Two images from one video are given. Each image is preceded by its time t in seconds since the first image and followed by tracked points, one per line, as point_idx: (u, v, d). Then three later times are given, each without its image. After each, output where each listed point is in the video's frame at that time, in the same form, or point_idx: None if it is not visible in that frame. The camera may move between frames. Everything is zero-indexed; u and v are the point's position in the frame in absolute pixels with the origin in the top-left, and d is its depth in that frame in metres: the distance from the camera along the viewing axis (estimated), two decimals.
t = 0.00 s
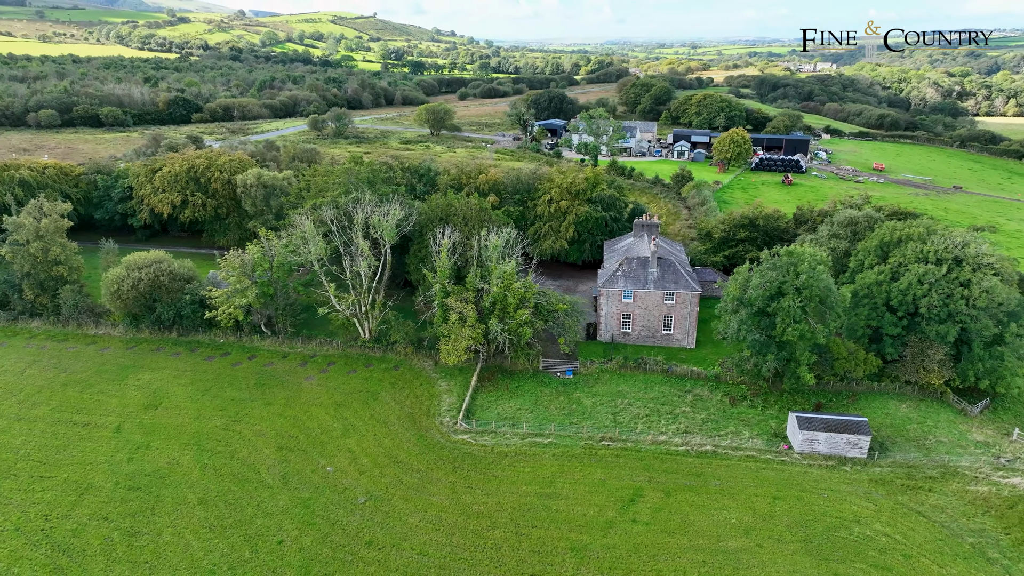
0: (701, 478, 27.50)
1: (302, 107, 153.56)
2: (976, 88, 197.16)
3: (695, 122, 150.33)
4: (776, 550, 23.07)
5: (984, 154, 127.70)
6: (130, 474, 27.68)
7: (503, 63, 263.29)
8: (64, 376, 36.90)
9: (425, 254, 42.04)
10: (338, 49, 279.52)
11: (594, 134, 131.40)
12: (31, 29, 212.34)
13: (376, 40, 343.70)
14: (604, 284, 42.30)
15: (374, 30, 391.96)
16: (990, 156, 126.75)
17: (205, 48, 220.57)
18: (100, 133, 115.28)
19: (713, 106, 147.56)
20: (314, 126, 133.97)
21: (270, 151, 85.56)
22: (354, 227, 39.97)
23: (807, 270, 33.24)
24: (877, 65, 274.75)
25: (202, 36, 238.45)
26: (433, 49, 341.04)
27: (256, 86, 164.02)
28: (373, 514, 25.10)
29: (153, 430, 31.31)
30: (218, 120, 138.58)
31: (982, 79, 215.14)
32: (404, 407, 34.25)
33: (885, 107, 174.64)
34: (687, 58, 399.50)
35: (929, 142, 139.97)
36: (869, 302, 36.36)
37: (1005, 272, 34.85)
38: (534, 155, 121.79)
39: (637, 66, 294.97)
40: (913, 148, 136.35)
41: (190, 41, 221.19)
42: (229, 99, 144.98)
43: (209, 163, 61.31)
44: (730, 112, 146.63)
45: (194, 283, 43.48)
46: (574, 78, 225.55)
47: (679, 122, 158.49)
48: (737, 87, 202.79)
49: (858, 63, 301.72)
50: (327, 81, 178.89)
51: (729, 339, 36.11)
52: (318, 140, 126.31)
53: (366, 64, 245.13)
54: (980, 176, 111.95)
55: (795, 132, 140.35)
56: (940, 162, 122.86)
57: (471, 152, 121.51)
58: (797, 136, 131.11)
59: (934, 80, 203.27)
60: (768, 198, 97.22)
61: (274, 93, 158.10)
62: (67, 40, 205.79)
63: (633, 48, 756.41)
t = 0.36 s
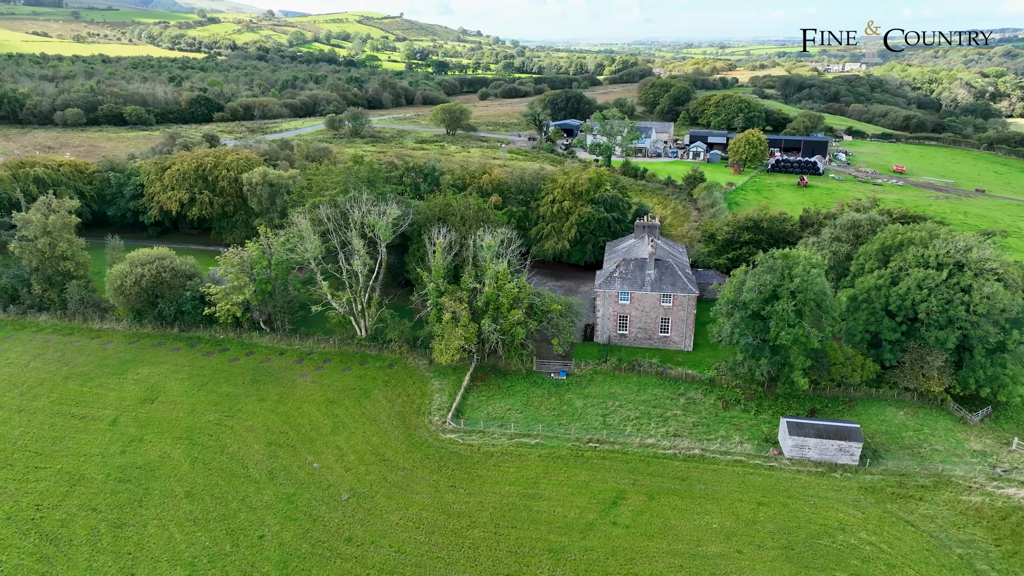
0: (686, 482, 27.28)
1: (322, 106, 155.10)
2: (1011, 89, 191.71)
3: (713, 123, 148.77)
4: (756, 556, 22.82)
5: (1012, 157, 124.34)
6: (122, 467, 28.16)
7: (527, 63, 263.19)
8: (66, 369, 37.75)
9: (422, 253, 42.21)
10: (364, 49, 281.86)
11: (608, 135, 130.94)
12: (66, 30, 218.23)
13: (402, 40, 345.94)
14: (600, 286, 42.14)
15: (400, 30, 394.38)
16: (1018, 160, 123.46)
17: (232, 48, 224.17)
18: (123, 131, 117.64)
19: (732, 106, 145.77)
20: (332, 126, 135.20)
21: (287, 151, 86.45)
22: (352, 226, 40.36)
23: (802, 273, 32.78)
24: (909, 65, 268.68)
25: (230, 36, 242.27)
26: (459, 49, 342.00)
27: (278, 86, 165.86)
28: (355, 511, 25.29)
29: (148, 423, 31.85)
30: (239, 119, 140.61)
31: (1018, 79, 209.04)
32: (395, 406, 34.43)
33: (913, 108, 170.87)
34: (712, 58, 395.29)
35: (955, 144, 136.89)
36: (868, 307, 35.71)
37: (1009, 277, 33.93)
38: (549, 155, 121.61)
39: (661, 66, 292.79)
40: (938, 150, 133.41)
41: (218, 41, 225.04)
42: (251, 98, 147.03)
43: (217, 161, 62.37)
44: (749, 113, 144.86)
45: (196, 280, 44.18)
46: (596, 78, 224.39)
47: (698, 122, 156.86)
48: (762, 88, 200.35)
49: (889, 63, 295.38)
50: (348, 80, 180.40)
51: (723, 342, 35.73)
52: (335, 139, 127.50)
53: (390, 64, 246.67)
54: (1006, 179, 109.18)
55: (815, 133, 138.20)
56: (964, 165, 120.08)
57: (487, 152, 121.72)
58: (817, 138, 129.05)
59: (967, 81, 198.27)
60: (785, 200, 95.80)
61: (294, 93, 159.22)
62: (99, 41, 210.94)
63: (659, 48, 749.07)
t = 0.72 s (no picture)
0: (671, 486, 27.08)
1: (341, 105, 156.62)
2: None
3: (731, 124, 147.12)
4: (735, 562, 22.61)
5: None
6: (114, 460, 28.59)
7: (551, 63, 262.68)
8: (68, 363, 38.53)
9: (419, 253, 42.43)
10: (389, 49, 284.00)
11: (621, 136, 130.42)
12: (99, 30, 223.66)
13: (427, 40, 347.80)
14: (597, 287, 42.01)
15: (425, 30, 396.03)
16: None
17: (258, 48, 227.62)
18: (145, 129, 119.74)
19: (751, 107, 144.11)
20: (348, 125, 136.28)
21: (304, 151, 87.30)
22: (348, 225, 40.63)
23: (796, 276, 32.34)
24: (941, 66, 262.56)
25: (256, 36, 245.63)
26: (483, 49, 342.42)
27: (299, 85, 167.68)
28: (338, 508, 25.47)
29: (143, 418, 32.34)
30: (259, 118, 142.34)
31: None
32: (386, 404, 34.64)
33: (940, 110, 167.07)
34: (738, 58, 390.81)
35: (981, 147, 133.86)
36: (866, 312, 35.09)
37: (1013, 283, 33.04)
38: (563, 156, 121.35)
39: (685, 66, 290.23)
40: (963, 153, 130.57)
41: (245, 41, 228.19)
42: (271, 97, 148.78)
43: (224, 160, 63.57)
44: (768, 114, 142.99)
45: (198, 277, 44.84)
46: (618, 79, 223.17)
47: (715, 123, 155.33)
48: (787, 88, 197.72)
49: (921, 63, 288.98)
50: (368, 80, 181.64)
51: (717, 346, 35.38)
52: (350, 139, 128.50)
53: (413, 64, 248.01)
54: None
55: (835, 135, 135.98)
56: (989, 168, 117.41)
57: (502, 152, 121.82)
58: (836, 140, 126.95)
59: (999, 82, 193.39)
60: (801, 202, 94.38)
61: (315, 92, 160.66)
62: (130, 41, 215.86)
63: (684, 48, 741.94)
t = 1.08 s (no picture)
0: (656, 489, 26.93)
1: (361, 105, 158.03)
2: None
3: (750, 125, 145.44)
4: (714, 567, 22.44)
5: None
6: (109, 451, 29.09)
7: (575, 63, 262.00)
8: (72, 356, 39.43)
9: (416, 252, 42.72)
10: (414, 49, 285.45)
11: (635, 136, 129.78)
12: (132, 30, 228.94)
13: (452, 40, 348.72)
14: (594, 288, 41.90)
15: (450, 30, 397.37)
16: None
17: (285, 47, 230.62)
18: (167, 128, 121.96)
19: (770, 109, 142.09)
20: (366, 125, 137.44)
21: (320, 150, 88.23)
22: (346, 225, 40.99)
23: (791, 280, 31.87)
24: (977, 66, 255.87)
25: (283, 36, 248.83)
26: (508, 49, 342.51)
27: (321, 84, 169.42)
28: (323, 504, 25.70)
29: (139, 411, 32.89)
30: (280, 118, 144.19)
31: None
32: (378, 402, 34.91)
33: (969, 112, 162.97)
34: (764, 58, 385.58)
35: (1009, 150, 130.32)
36: (864, 317, 34.51)
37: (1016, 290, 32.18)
38: (578, 156, 121.09)
39: (711, 66, 287.21)
40: (990, 156, 127.35)
41: (272, 42, 231.43)
42: (291, 97, 150.57)
43: (233, 158, 64.71)
44: (787, 116, 140.99)
45: (201, 274, 45.59)
46: (641, 79, 221.76)
47: (734, 124, 153.41)
48: (812, 90, 194.82)
49: (956, 64, 282.07)
50: (389, 80, 182.91)
51: (711, 349, 35.05)
52: (367, 138, 129.49)
53: (439, 64, 248.59)
54: None
55: (856, 137, 133.58)
56: (1015, 172, 114.36)
57: (517, 153, 121.92)
58: (857, 142, 124.49)
59: None
60: (818, 205, 92.88)
61: (336, 92, 161.88)
62: (160, 41, 220.45)
63: (711, 48, 732.41)
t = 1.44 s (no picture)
0: (641, 493, 26.79)
1: (379, 105, 159.27)
2: None
3: (768, 126, 143.70)
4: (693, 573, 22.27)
5: None
6: (105, 444, 29.53)
7: (597, 64, 261.18)
8: (76, 350, 40.30)
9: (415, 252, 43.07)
10: (438, 49, 286.78)
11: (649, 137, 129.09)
12: (161, 31, 233.61)
13: (477, 40, 349.66)
14: (591, 289, 41.80)
15: (475, 30, 398.23)
16: None
17: (310, 47, 233.22)
18: (188, 127, 123.98)
19: (789, 109, 140.08)
20: (382, 124, 138.30)
21: (335, 150, 89.00)
22: (344, 224, 41.37)
23: (785, 283, 31.51)
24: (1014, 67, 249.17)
25: (309, 37, 251.73)
26: (532, 49, 342.36)
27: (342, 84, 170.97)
28: (309, 500, 25.91)
29: (137, 405, 33.39)
30: (299, 117, 145.79)
31: None
32: (372, 400, 35.16)
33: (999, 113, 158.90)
34: (791, 58, 380.24)
35: None
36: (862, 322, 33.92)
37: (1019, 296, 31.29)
38: (592, 157, 120.77)
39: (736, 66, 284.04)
40: (1016, 159, 124.13)
41: (298, 42, 234.23)
42: (311, 96, 152.23)
43: (241, 157, 65.70)
44: (807, 117, 138.98)
45: (205, 271, 46.30)
46: (662, 79, 220.16)
47: (752, 125, 151.45)
48: (836, 91, 191.82)
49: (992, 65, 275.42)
50: (409, 79, 183.93)
51: (705, 352, 34.78)
52: (383, 138, 130.38)
53: (461, 64, 249.40)
54: None
55: (877, 138, 131.21)
56: None
57: (532, 153, 121.94)
58: (876, 143, 122.19)
59: None
60: (835, 207, 91.38)
61: (356, 92, 163.08)
62: (188, 41, 224.67)
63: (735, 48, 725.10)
